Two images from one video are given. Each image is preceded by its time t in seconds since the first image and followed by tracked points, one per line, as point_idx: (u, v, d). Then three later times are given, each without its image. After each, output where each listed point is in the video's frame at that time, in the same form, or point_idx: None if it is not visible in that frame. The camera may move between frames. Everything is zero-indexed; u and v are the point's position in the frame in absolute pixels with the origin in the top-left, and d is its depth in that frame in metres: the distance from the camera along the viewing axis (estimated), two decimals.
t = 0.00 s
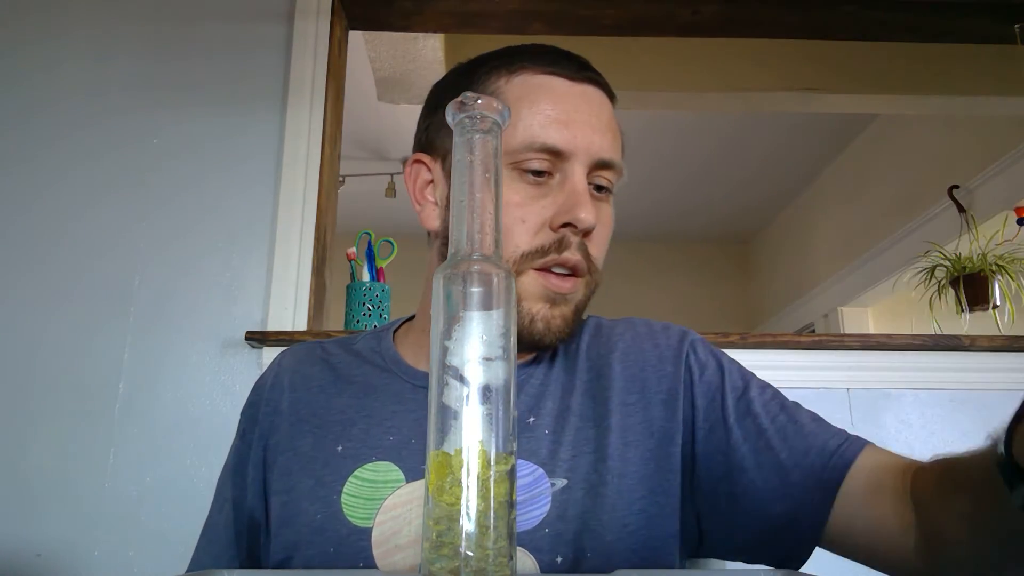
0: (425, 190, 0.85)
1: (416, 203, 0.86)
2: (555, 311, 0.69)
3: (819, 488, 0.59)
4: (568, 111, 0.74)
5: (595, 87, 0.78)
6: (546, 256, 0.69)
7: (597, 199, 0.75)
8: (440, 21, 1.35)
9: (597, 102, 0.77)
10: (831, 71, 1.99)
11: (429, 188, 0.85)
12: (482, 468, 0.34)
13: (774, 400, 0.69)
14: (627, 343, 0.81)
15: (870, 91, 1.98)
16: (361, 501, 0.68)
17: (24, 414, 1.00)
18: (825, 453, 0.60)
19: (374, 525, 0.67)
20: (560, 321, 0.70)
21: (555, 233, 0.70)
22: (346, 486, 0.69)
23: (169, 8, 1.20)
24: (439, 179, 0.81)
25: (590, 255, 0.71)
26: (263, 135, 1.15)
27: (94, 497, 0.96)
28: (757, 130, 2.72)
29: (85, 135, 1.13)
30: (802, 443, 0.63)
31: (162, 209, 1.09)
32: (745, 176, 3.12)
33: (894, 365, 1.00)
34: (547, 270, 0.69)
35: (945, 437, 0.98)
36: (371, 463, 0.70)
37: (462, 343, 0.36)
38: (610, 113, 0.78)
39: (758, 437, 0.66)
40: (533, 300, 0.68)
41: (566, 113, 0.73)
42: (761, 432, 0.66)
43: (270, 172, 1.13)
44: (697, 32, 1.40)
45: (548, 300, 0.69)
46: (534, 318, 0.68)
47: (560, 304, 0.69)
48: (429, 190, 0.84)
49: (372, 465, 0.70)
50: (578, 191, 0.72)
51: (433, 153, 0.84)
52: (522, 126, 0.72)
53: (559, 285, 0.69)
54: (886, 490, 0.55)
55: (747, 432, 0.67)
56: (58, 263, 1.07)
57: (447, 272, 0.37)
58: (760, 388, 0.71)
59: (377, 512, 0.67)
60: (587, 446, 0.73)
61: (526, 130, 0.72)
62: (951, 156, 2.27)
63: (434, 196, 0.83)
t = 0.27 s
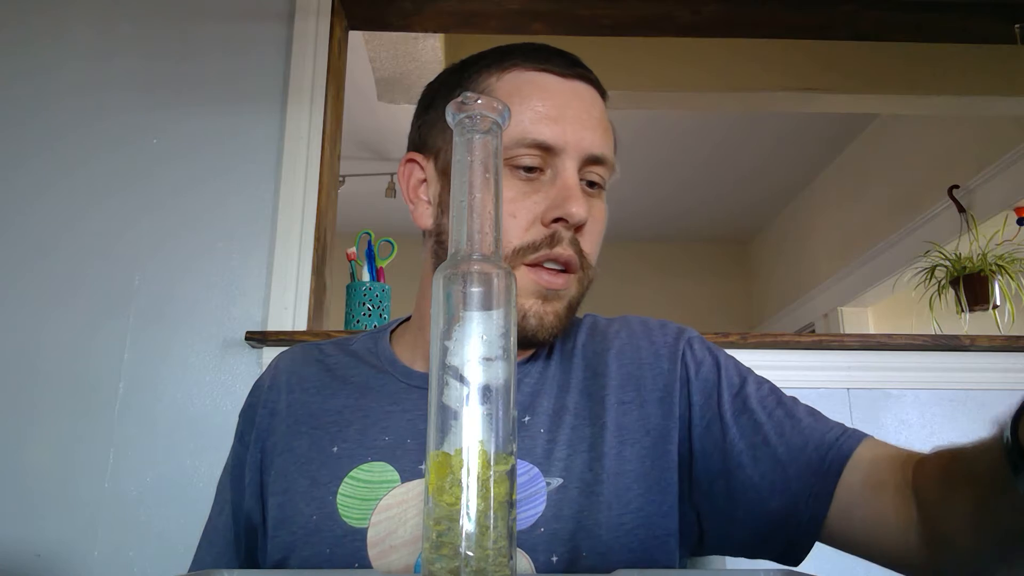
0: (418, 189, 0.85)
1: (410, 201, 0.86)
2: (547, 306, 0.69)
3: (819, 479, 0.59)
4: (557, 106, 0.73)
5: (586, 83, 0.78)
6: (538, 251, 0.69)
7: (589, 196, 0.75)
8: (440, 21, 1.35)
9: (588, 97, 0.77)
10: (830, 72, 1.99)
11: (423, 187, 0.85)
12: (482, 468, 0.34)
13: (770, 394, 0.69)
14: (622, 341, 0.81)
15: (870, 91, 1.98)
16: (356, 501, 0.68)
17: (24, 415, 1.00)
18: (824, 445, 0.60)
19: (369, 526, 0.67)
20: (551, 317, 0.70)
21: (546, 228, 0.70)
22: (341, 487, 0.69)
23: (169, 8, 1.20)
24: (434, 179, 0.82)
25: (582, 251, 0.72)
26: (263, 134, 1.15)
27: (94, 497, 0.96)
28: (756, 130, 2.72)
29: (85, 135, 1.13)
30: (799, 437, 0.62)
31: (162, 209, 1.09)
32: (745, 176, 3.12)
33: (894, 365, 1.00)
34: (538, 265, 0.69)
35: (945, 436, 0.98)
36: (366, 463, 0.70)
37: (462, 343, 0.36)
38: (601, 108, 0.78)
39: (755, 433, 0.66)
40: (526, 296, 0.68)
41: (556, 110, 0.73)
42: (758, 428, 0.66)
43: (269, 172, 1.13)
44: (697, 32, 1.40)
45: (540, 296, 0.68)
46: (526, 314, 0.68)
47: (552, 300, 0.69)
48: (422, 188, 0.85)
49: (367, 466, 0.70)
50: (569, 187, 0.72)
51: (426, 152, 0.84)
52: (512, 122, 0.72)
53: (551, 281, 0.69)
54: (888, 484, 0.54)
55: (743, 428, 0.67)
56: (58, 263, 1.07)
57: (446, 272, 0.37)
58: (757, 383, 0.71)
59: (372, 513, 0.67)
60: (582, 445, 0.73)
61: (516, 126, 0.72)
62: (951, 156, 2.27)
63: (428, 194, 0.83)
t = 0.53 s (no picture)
0: (414, 189, 0.85)
1: (406, 201, 0.86)
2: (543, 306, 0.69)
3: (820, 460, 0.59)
4: (552, 105, 0.73)
5: (580, 81, 0.78)
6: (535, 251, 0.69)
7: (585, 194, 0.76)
8: (440, 21, 1.35)
9: (582, 96, 0.77)
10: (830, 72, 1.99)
11: (419, 187, 0.85)
12: (482, 468, 0.34)
13: (767, 381, 0.69)
14: (618, 337, 0.81)
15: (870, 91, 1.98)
16: (354, 502, 0.68)
17: (24, 416, 1.00)
18: (824, 426, 0.60)
19: (368, 527, 0.67)
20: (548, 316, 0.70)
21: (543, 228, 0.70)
22: (339, 488, 0.69)
23: (169, 8, 1.20)
24: (429, 178, 0.82)
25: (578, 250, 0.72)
26: (263, 134, 1.15)
27: (94, 497, 0.96)
28: (756, 130, 2.72)
29: (85, 135, 1.13)
30: (798, 421, 0.62)
31: (162, 210, 1.09)
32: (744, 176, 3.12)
33: (894, 365, 1.00)
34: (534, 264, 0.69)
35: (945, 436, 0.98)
36: (365, 464, 0.70)
37: (462, 343, 0.36)
38: (596, 107, 0.78)
39: (754, 420, 0.66)
40: (522, 294, 0.68)
41: (551, 108, 0.73)
42: (757, 415, 0.66)
43: (269, 172, 1.13)
44: (697, 32, 1.40)
45: (536, 296, 0.69)
46: (522, 312, 0.68)
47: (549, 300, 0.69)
48: (418, 188, 0.85)
49: (365, 467, 0.70)
50: (565, 185, 0.72)
51: (421, 152, 0.84)
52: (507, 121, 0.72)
53: (547, 280, 0.69)
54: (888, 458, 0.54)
55: (742, 417, 0.67)
56: (58, 262, 1.07)
57: (447, 272, 0.37)
58: (753, 372, 0.71)
59: (371, 514, 0.67)
60: (580, 442, 0.73)
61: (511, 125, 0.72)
62: (951, 156, 2.27)
63: (424, 194, 0.83)
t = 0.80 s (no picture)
0: (411, 189, 0.85)
1: (403, 201, 0.86)
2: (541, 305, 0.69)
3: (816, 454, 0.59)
4: (547, 105, 0.73)
5: (575, 81, 0.78)
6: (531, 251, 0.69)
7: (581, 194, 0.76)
8: (441, 21, 1.35)
9: (578, 95, 0.77)
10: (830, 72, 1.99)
11: (415, 187, 0.85)
12: (482, 468, 0.34)
13: (764, 375, 0.69)
14: (615, 335, 0.81)
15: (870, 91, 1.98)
16: (354, 503, 0.68)
17: (25, 416, 1.00)
18: (821, 419, 0.60)
19: (367, 527, 0.67)
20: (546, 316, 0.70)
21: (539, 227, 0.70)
22: (339, 489, 0.69)
23: (169, 8, 1.20)
24: (425, 179, 0.82)
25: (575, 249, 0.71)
26: (263, 134, 1.15)
27: (94, 497, 0.96)
28: (756, 130, 2.72)
29: (86, 135, 1.13)
30: (794, 415, 0.62)
31: (162, 210, 1.09)
32: (744, 176, 3.12)
33: (893, 365, 1.00)
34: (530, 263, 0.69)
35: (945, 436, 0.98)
36: (364, 465, 0.70)
37: (462, 343, 0.36)
38: (592, 106, 0.78)
39: (751, 415, 0.65)
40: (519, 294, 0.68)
41: (546, 108, 0.73)
42: (754, 410, 0.65)
43: (270, 172, 1.13)
44: (697, 32, 1.40)
45: (533, 295, 0.69)
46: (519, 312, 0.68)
47: (546, 299, 0.69)
48: (415, 188, 0.85)
49: (364, 467, 0.70)
50: (561, 185, 0.72)
51: (418, 152, 0.84)
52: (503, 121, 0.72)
53: (544, 280, 0.69)
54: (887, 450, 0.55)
55: (739, 412, 0.67)
56: (58, 262, 1.07)
57: (447, 272, 0.37)
58: (750, 367, 0.71)
59: (370, 514, 0.67)
60: (578, 442, 0.73)
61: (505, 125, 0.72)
62: (951, 155, 2.27)
63: (420, 194, 0.83)
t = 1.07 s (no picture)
0: (407, 189, 0.86)
1: (398, 201, 0.87)
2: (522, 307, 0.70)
3: (815, 455, 0.59)
4: (531, 107, 0.73)
5: (563, 81, 0.77)
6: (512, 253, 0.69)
7: (569, 194, 0.75)
8: (441, 21, 1.35)
9: (564, 97, 0.76)
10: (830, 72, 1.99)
11: (410, 188, 0.85)
12: (483, 468, 0.34)
13: (763, 377, 0.69)
14: (614, 336, 0.81)
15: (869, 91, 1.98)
16: (353, 504, 0.68)
17: (25, 415, 1.00)
18: (820, 421, 0.60)
19: (366, 528, 0.67)
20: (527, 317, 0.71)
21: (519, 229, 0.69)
22: (338, 489, 0.69)
23: (170, 8, 1.20)
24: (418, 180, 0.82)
25: (559, 251, 0.71)
26: (263, 134, 1.15)
27: (94, 497, 0.96)
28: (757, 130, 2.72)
29: (86, 135, 1.13)
30: (793, 417, 0.62)
31: (162, 210, 1.09)
32: (744, 176, 3.12)
33: (893, 365, 1.00)
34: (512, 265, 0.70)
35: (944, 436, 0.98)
36: (363, 466, 0.70)
37: (462, 343, 0.36)
38: (580, 106, 0.77)
39: (750, 416, 0.65)
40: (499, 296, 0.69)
41: (532, 110, 0.73)
42: (753, 412, 0.65)
43: (270, 172, 1.13)
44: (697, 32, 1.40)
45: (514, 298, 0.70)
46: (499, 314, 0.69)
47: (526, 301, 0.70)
48: (410, 189, 0.85)
49: (364, 468, 0.70)
50: (543, 186, 0.71)
51: (411, 152, 0.84)
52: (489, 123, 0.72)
53: (524, 281, 0.70)
54: (887, 450, 0.54)
55: (738, 414, 0.67)
56: (59, 262, 1.07)
57: (447, 272, 0.37)
58: (749, 369, 0.71)
59: (369, 515, 0.67)
60: (576, 443, 0.73)
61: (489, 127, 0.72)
62: (951, 155, 2.27)
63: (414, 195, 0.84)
